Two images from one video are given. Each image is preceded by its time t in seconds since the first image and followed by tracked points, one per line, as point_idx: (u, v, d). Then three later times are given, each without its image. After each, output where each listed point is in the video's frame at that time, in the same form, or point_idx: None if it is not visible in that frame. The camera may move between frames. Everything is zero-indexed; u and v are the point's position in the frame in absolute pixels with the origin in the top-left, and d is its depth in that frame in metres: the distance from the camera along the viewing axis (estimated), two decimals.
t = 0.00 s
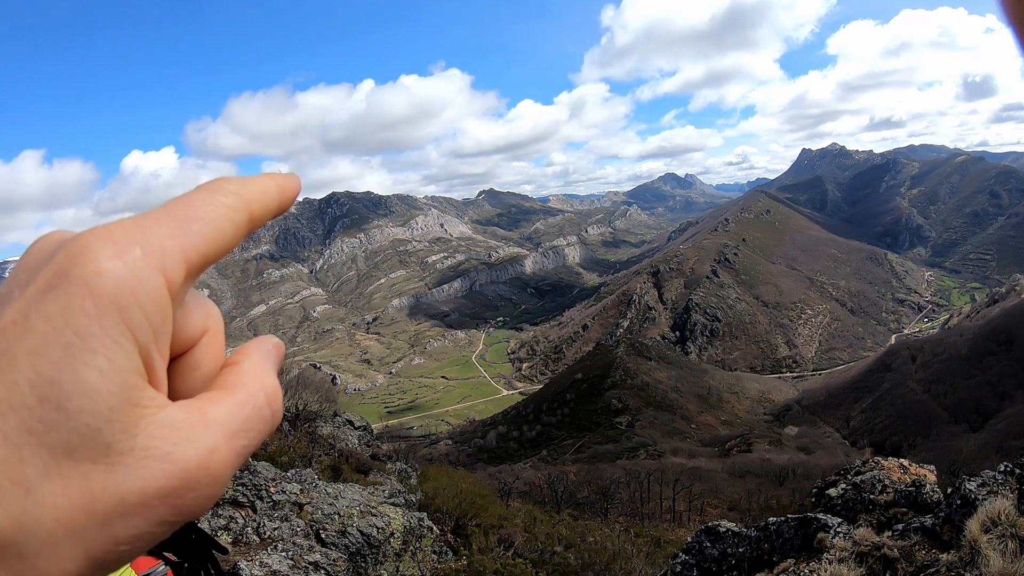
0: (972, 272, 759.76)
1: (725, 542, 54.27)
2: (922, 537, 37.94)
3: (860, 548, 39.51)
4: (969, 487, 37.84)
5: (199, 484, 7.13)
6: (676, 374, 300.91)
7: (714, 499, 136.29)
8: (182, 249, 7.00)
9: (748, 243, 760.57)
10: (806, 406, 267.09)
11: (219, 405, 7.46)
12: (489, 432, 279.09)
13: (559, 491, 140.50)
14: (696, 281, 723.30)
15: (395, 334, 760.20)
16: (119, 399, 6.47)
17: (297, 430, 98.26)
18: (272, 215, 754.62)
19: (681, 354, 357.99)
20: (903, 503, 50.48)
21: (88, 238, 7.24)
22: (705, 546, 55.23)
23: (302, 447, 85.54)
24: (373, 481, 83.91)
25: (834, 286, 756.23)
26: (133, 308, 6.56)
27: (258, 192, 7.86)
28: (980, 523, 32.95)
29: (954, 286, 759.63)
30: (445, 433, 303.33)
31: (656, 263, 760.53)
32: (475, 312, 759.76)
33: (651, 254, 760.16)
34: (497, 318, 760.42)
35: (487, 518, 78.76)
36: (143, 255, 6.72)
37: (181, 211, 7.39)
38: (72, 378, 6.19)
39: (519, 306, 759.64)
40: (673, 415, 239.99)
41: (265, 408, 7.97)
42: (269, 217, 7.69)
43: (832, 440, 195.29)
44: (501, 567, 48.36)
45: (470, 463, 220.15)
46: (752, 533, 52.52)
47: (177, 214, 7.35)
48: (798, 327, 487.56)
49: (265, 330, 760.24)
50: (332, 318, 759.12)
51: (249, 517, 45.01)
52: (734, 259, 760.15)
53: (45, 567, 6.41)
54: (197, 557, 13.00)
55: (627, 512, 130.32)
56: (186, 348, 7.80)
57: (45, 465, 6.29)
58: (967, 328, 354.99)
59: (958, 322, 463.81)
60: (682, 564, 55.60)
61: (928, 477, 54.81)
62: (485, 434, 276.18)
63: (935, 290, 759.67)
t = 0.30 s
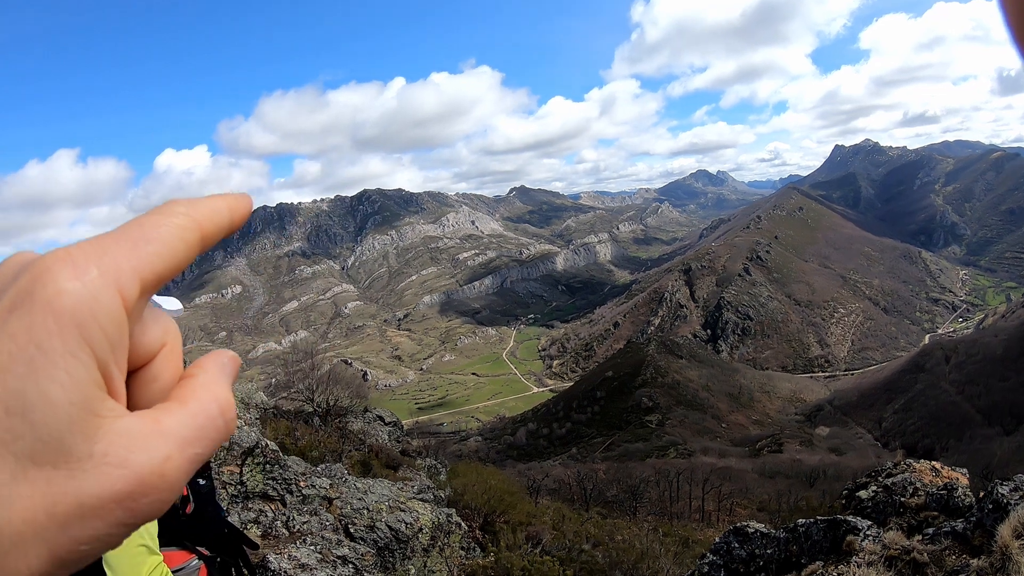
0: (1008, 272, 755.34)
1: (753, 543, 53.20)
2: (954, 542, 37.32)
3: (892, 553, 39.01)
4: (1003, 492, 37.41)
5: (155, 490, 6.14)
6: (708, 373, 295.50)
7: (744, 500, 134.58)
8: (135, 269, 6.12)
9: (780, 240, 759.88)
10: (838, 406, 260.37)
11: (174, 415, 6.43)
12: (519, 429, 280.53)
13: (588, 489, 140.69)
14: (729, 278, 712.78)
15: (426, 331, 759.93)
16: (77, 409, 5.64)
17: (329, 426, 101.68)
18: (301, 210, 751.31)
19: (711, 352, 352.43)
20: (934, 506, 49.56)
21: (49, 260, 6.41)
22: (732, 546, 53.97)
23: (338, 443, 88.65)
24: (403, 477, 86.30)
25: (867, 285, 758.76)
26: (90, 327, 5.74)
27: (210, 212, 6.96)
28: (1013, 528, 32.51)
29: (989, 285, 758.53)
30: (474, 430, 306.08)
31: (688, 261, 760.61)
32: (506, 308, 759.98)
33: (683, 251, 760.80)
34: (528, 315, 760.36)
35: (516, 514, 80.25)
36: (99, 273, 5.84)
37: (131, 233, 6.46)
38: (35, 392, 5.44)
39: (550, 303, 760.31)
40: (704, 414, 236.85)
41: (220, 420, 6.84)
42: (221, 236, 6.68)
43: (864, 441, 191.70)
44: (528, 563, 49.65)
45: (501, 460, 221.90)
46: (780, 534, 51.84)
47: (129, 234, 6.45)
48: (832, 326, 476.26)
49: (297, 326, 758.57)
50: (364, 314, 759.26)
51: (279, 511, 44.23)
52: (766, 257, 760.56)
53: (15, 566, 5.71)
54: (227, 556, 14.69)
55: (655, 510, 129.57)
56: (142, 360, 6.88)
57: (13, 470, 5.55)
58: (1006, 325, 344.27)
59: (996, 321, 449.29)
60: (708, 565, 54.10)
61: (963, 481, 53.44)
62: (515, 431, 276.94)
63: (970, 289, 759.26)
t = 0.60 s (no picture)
0: None
1: (776, 540, 53.24)
2: (978, 541, 37.23)
3: (916, 552, 38.82)
4: None
5: (118, 497, 5.09)
6: (732, 369, 291.31)
7: (767, 496, 133.39)
8: (97, 280, 4.92)
9: (804, 235, 759.75)
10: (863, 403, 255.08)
11: (137, 424, 5.39)
12: (542, 425, 281.56)
13: (611, 485, 140.64)
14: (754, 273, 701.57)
15: (450, 326, 759.17)
16: (37, 421, 4.52)
17: (353, 421, 104.20)
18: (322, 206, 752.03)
19: (735, 347, 347.47)
20: (960, 505, 48.74)
21: None
22: (756, 543, 54.25)
23: (363, 439, 91.05)
24: (425, 472, 88.40)
25: (892, 280, 757.39)
26: (53, 340, 4.59)
27: (178, 223, 5.73)
28: None
29: (1016, 281, 758.43)
30: (497, 425, 307.82)
31: (712, 256, 759.76)
32: (530, 304, 760.02)
33: (706, 246, 760.63)
34: (551, 310, 760.68)
35: (539, 510, 81.29)
36: (62, 282, 4.70)
37: (90, 244, 5.20)
38: None
39: (573, 299, 760.47)
40: (727, 409, 233.90)
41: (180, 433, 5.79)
42: (200, 240, 5.50)
43: (889, 438, 189.00)
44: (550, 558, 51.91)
45: (523, 455, 223.24)
46: (804, 532, 51.22)
47: (92, 248, 5.23)
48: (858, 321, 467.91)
49: (321, 322, 759.62)
50: (387, 310, 760.08)
51: (303, 505, 43.28)
52: (791, 252, 759.48)
53: None
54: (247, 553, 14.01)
55: (678, 506, 128.87)
56: (104, 373, 5.70)
57: None
58: None
59: None
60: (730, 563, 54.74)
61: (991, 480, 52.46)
62: (538, 426, 276.48)
63: (997, 285, 758.20)
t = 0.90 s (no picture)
0: None
1: (793, 540, 52.51)
2: (997, 541, 37.08)
3: (934, 553, 38.72)
4: None
5: (119, 511, 5.18)
6: (749, 368, 288.02)
7: (783, 497, 132.03)
8: (96, 293, 5.03)
9: (820, 233, 759.35)
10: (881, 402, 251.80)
11: (137, 437, 5.48)
12: (557, 424, 281.42)
13: (626, 485, 139.94)
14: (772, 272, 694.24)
15: (465, 326, 759.85)
16: (41, 431, 4.61)
17: (369, 421, 105.66)
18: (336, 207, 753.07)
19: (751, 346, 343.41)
20: (978, 506, 48.15)
21: None
22: (772, 543, 53.54)
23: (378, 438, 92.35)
24: (441, 472, 89.42)
25: (909, 279, 755.34)
26: (49, 353, 4.66)
27: (176, 233, 5.83)
28: None
29: None
30: (512, 425, 307.88)
31: (727, 255, 759.46)
32: (545, 303, 759.56)
33: (722, 245, 760.83)
34: (567, 310, 760.50)
35: (554, 509, 81.45)
36: (63, 296, 4.81)
37: (89, 254, 5.32)
38: None
39: (589, 298, 760.35)
40: (744, 409, 231.38)
41: (180, 441, 5.92)
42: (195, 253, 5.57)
43: (907, 438, 186.84)
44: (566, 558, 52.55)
45: (538, 455, 223.07)
46: (821, 531, 50.66)
47: (92, 258, 5.35)
48: (875, 319, 462.51)
49: (337, 322, 759.67)
50: (403, 310, 759.66)
51: (320, 504, 44.11)
52: (807, 251, 758.96)
53: None
54: (266, 549, 14.70)
55: (693, 507, 127.78)
56: (104, 383, 5.74)
57: None
58: None
59: None
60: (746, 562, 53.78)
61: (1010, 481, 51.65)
62: (554, 426, 275.55)
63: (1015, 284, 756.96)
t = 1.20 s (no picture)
0: None
1: (805, 540, 52.36)
2: (1010, 543, 36.91)
3: (946, 554, 38.62)
4: None
5: (137, 504, 5.13)
6: (760, 368, 286.09)
7: (794, 497, 131.41)
8: (116, 291, 5.03)
9: (831, 232, 760.00)
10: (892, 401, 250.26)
11: (157, 432, 5.46)
12: (567, 424, 280.94)
13: (637, 485, 139.68)
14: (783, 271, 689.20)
15: (475, 326, 760.49)
16: (58, 429, 4.56)
17: (379, 421, 106.44)
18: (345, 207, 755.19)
19: (762, 345, 340.95)
20: (990, 506, 47.64)
21: (11, 291, 5.14)
22: (784, 543, 53.40)
23: (389, 438, 93.26)
24: (452, 471, 90.01)
25: (920, 277, 755.71)
26: (72, 351, 4.66)
27: (189, 232, 5.78)
28: None
29: None
30: (522, 425, 307.61)
31: (737, 254, 760.75)
32: (555, 303, 759.46)
33: (733, 244, 761.08)
34: (578, 309, 760.36)
35: (564, 508, 81.81)
36: (80, 292, 4.78)
37: (109, 255, 5.31)
38: (11, 413, 4.28)
39: (599, 297, 760.30)
40: (755, 408, 229.65)
41: (200, 437, 5.86)
42: (210, 251, 5.53)
43: (918, 438, 185.55)
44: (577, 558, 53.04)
45: (548, 455, 223.22)
46: (832, 532, 50.55)
47: (106, 257, 5.29)
48: (886, 317, 459.24)
49: (347, 322, 759.81)
50: (413, 309, 760.20)
51: (331, 503, 44.84)
52: (817, 249, 759.50)
53: None
54: (286, 546, 15.30)
55: (704, 506, 127.14)
56: (124, 382, 5.67)
57: None
58: None
59: None
60: (758, 563, 53.53)
61: None
62: (564, 426, 274.92)
63: None
